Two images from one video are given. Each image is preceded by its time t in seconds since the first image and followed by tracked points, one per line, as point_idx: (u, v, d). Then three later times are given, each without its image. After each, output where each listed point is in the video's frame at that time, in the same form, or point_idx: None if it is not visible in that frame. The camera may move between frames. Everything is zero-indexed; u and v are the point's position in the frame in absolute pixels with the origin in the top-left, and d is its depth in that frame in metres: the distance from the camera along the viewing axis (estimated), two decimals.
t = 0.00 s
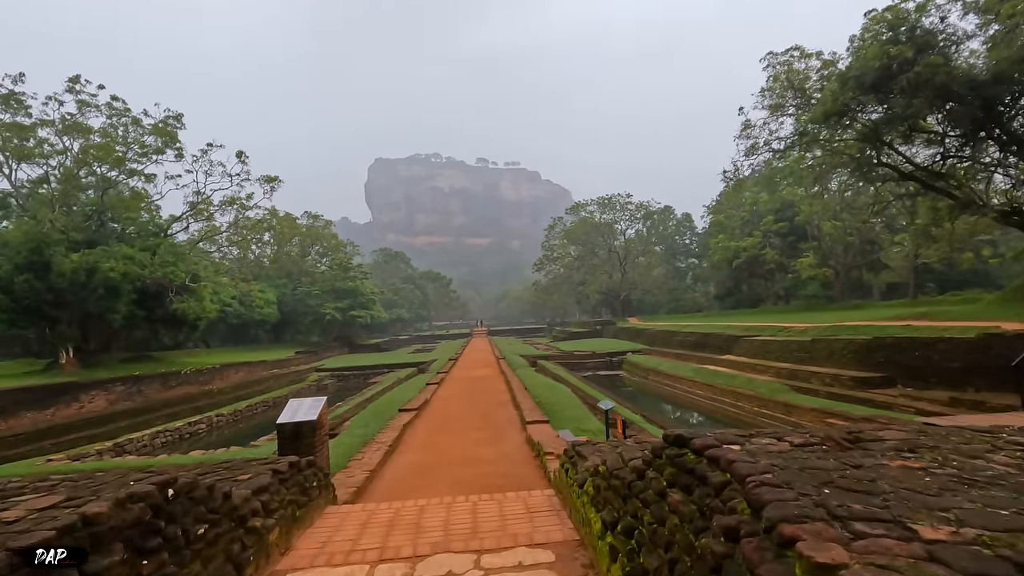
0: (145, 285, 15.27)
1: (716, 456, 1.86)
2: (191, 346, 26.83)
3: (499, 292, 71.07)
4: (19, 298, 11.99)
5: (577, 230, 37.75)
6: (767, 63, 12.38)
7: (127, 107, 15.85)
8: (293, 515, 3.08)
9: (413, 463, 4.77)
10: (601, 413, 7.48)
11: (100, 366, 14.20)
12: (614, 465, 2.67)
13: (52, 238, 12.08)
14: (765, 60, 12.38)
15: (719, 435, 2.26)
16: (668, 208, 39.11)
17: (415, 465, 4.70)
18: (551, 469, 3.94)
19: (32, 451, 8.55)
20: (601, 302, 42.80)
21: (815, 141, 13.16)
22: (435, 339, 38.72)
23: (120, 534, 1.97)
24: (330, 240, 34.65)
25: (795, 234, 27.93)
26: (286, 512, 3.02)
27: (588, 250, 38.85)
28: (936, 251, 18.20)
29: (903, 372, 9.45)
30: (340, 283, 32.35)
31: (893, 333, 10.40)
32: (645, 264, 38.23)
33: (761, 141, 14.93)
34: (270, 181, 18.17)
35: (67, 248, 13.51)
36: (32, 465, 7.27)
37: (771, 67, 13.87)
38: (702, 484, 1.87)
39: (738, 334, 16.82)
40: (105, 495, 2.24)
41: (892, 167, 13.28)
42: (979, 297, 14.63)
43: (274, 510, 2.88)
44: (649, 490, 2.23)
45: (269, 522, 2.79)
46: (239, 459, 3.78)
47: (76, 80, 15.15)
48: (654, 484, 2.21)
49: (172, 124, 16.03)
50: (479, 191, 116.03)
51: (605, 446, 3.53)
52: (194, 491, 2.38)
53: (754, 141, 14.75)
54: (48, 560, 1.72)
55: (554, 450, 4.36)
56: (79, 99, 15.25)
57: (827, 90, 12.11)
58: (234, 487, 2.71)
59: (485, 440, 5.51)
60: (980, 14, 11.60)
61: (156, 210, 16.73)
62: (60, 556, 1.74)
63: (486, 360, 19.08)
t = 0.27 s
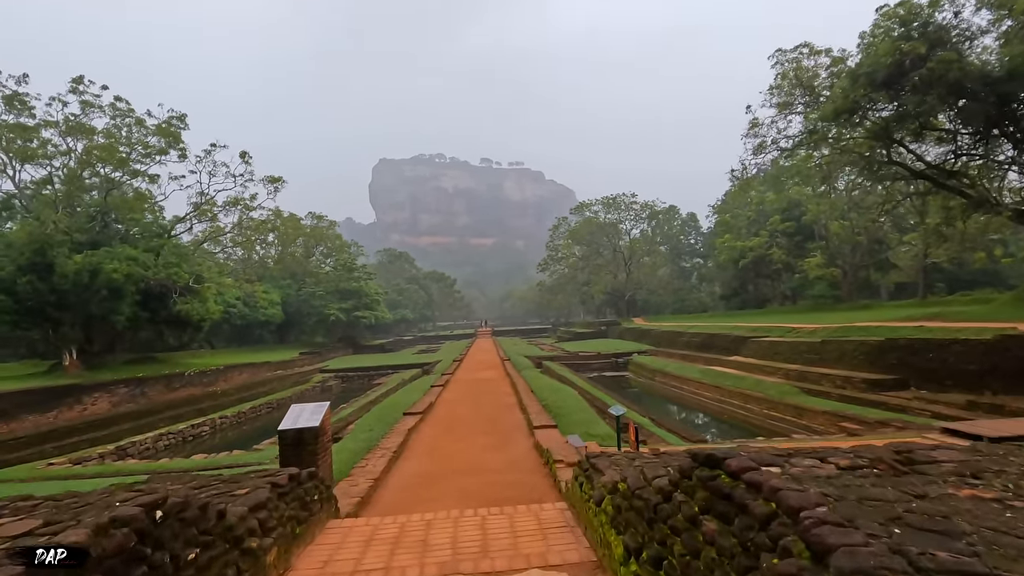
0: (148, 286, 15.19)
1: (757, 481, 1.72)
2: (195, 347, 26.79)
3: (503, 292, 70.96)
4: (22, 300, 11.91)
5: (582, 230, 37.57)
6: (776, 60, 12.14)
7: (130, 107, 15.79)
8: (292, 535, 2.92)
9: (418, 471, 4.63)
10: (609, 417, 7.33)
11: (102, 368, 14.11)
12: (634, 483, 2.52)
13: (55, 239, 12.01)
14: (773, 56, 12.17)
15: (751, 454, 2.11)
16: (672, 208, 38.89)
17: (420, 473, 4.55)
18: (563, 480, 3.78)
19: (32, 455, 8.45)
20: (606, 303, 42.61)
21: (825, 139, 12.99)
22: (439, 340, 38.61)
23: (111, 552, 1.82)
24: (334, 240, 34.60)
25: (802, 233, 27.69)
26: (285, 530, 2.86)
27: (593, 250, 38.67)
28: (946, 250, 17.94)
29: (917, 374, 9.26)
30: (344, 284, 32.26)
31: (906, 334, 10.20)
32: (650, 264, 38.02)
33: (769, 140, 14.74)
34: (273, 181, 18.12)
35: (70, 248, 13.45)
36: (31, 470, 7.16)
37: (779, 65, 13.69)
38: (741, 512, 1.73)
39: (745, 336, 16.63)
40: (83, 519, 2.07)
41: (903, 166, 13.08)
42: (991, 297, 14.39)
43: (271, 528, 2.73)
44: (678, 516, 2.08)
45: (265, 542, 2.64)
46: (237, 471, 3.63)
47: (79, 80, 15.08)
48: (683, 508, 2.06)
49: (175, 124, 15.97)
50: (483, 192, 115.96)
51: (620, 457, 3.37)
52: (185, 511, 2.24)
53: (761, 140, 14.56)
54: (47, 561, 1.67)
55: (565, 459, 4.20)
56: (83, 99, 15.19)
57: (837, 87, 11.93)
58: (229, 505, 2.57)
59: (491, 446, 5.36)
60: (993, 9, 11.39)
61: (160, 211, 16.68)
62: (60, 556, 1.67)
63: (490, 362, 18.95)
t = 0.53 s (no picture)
0: (151, 288, 15.16)
1: (785, 513, 1.62)
2: (200, 348, 26.80)
3: (507, 293, 70.87)
4: (26, 303, 11.88)
5: (586, 230, 37.41)
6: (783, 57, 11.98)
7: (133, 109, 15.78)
8: (286, 554, 2.78)
9: (420, 478, 4.52)
10: (615, 421, 7.20)
11: (106, 370, 14.08)
12: (646, 504, 2.40)
13: (58, 241, 11.99)
14: (780, 54, 12.01)
15: (774, 479, 2.00)
16: (677, 208, 38.68)
17: (422, 481, 4.42)
18: (569, 492, 3.65)
19: (33, 460, 8.37)
20: (611, 303, 42.43)
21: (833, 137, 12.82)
22: (444, 341, 38.51)
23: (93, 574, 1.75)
24: (338, 242, 34.58)
25: (808, 233, 27.46)
26: (278, 550, 2.72)
27: (597, 251, 38.50)
28: (955, 249, 17.71)
29: (929, 377, 9.09)
30: (348, 285, 32.22)
31: (917, 336, 10.03)
32: (655, 264, 37.82)
33: (775, 139, 14.57)
34: (277, 182, 18.08)
35: (74, 251, 13.44)
36: (31, 476, 7.07)
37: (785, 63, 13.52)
38: (768, 546, 1.62)
39: (752, 337, 16.46)
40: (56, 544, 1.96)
41: (912, 164, 12.90)
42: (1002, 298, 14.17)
43: (263, 548, 2.59)
44: (696, 546, 1.96)
45: (256, 563, 2.49)
46: (231, 483, 3.51)
47: (82, 83, 15.09)
48: (701, 537, 1.95)
49: (178, 126, 15.96)
50: (487, 192, 115.89)
51: (629, 471, 3.24)
52: (168, 535, 2.18)
53: (768, 139, 14.40)
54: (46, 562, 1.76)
55: (571, 468, 4.07)
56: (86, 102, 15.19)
57: (845, 84, 11.77)
58: (218, 524, 2.46)
59: (495, 453, 5.22)
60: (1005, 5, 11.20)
61: (163, 213, 16.67)
62: (60, 555, 1.77)
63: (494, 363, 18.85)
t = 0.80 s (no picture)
0: (155, 288, 15.13)
1: (814, 532, 1.49)
2: (205, 348, 26.82)
3: (512, 292, 70.73)
4: (29, 302, 11.86)
5: (591, 229, 37.21)
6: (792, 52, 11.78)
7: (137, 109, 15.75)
8: (273, 563, 2.64)
9: (420, 481, 4.40)
10: (621, 422, 7.06)
11: (109, 370, 14.06)
12: (653, 514, 2.26)
13: (62, 241, 11.96)
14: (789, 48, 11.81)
15: (797, 490, 1.88)
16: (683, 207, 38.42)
17: (423, 482, 4.31)
18: (572, 496, 3.53)
19: (35, 460, 8.30)
20: (616, 303, 42.22)
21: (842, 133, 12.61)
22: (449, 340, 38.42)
23: None
24: (343, 241, 34.56)
25: (816, 232, 27.16)
26: (264, 559, 2.58)
27: (603, 250, 38.30)
28: (966, 248, 17.44)
29: (943, 377, 8.89)
30: (353, 284, 32.18)
31: (929, 335, 9.83)
32: (660, 263, 37.58)
33: (783, 135, 14.36)
34: (280, 182, 18.03)
35: (78, 250, 13.43)
36: (30, 476, 6.99)
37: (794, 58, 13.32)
38: (794, 568, 1.48)
39: (760, 336, 16.26)
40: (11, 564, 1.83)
41: (924, 160, 12.66)
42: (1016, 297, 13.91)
43: (246, 559, 2.44)
44: (712, 562, 1.82)
45: None
46: (223, 487, 3.40)
47: (86, 82, 15.06)
48: (716, 553, 1.82)
49: (182, 125, 15.93)
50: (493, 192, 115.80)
51: (635, 476, 3.10)
52: (140, 547, 2.06)
53: (775, 136, 14.20)
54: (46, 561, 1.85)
55: (575, 471, 3.94)
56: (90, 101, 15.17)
57: (855, 79, 11.57)
58: (198, 533, 2.34)
59: (499, 454, 5.10)
60: None
61: (167, 212, 16.65)
62: (60, 556, 1.85)
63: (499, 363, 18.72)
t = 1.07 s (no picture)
0: (156, 288, 15.05)
1: None
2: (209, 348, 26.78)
3: (517, 292, 70.55)
4: (29, 302, 11.79)
5: (596, 229, 36.99)
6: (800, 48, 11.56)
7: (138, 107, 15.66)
8: None
9: (416, 488, 4.22)
10: (625, 425, 6.88)
11: (110, 370, 13.98)
12: (661, 540, 2.09)
13: (62, 240, 11.86)
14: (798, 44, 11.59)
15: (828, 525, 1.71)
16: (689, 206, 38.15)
17: (419, 490, 4.16)
18: (574, 506, 3.37)
19: (31, 461, 8.20)
20: (621, 303, 41.98)
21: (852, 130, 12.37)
22: (453, 340, 38.28)
23: None
24: (347, 241, 34.47)
25: (824, 231, 26.86)
26: None
27: (608, 249, 38.06)
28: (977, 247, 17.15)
29: (956, 379, 8.67)
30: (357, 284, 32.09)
31: (942, 336, 9.60)
32: (666, 263, 37.31)
33: (791, 133, 14.12)
34: (282, 180, 17.93)
35: (79, 250, 13.36)
36: (24, 478, 6.87)
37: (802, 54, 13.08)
38: None
39: (767, 337, 16.02)
40: None
41: (935, 158, 12.41)
42: None
43: None
44: None
45: None
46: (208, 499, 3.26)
47: (88, 81, 14.98)
48: None
49: (184, 124, 15.84)
50: (497, 192, 115.64)
51: (640, 490, 2.92)
52: None
53: (783, 133, 13.97)
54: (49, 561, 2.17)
55: (577, 479, 3.78)
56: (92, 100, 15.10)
57: (865, 75, 11.35)
58: (162, 556, 2.17)
59: (499, 460, 4.94)
60: None
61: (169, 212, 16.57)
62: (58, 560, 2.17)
63: (502, 363, 18.56)
